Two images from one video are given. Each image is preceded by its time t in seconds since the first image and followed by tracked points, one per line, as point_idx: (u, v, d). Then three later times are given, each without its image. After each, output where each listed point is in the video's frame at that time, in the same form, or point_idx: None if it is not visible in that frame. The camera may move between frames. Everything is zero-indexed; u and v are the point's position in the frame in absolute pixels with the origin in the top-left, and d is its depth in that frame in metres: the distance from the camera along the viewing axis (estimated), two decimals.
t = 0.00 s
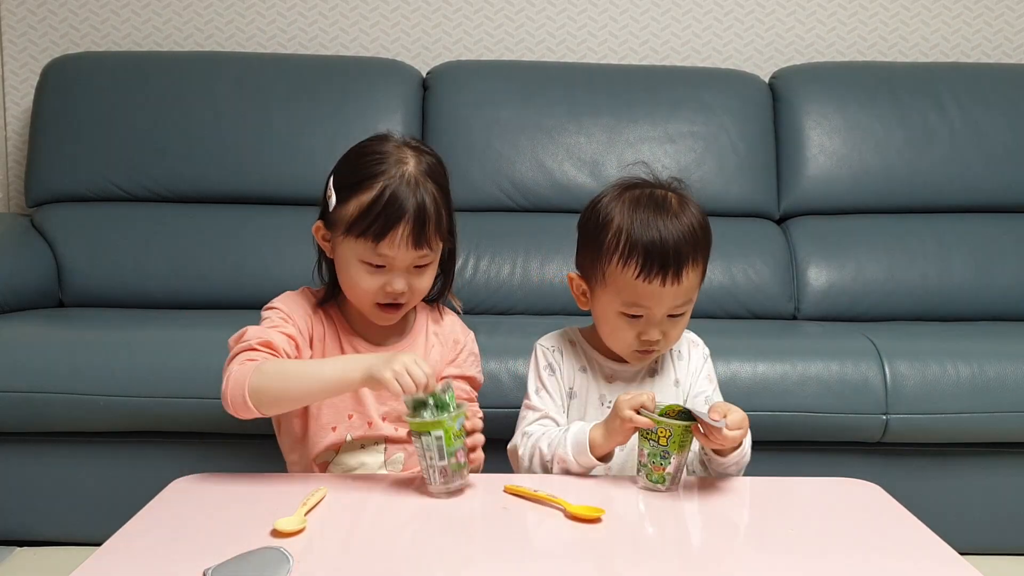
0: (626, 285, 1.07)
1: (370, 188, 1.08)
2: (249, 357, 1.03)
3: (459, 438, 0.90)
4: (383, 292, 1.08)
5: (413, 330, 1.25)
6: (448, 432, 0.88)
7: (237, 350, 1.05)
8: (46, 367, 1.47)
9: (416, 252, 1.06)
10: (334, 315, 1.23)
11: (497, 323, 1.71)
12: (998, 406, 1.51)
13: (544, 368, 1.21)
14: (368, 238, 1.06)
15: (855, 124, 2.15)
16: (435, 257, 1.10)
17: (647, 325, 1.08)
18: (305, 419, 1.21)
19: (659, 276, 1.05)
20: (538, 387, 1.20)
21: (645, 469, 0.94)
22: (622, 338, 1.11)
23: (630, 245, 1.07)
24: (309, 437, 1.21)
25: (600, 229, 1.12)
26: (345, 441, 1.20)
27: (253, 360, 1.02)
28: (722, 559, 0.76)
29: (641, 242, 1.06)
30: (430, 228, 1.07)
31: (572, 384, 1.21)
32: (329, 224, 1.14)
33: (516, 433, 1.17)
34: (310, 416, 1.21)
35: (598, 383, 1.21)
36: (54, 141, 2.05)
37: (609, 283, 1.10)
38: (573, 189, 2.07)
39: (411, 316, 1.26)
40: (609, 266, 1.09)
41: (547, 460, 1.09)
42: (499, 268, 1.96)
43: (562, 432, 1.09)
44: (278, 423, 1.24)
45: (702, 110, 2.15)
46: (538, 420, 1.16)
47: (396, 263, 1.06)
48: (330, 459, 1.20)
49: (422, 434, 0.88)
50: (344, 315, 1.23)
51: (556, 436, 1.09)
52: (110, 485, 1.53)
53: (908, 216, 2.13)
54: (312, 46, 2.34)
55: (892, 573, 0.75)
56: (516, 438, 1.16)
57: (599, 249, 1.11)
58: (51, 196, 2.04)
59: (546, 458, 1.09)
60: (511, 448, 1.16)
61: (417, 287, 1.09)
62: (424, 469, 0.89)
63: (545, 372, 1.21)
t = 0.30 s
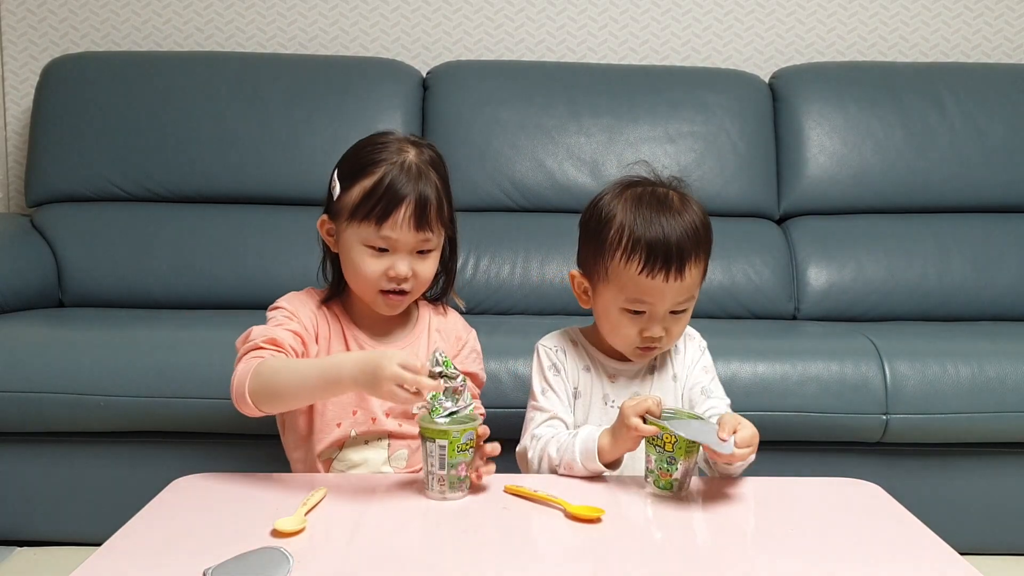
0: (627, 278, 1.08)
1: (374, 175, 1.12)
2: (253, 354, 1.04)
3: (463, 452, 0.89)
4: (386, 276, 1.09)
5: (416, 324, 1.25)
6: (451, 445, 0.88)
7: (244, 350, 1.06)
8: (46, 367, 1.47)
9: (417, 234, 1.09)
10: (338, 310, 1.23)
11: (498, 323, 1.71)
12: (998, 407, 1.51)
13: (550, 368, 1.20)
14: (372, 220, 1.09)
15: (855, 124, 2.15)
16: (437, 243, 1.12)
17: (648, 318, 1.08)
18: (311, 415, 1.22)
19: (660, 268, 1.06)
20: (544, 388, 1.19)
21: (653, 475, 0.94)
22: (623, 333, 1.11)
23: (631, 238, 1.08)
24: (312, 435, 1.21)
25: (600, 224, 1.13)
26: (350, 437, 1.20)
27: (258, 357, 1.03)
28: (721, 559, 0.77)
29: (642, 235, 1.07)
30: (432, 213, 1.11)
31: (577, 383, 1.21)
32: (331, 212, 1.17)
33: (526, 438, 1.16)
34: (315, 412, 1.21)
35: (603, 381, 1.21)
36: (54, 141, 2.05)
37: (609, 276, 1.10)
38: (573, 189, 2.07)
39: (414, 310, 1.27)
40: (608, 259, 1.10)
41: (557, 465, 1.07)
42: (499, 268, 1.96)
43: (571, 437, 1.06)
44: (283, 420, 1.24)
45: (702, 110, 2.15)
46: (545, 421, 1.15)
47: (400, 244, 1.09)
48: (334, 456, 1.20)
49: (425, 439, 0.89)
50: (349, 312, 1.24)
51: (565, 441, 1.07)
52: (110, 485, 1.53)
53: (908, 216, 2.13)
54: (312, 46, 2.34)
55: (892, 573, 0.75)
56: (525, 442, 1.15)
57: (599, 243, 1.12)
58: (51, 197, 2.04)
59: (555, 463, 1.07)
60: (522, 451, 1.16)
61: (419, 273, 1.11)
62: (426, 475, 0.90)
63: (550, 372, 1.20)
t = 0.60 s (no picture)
0: (630, 275, 1.08)
1: (384, 176, 1.12)
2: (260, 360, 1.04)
3: (462, 450, 0.89)
4: (394, 277, 1.10)
5: (420, 323, 1.25)
6: (450, 443, 0.88)
7: (251, 355, 1.06)
8: (46, 367, 1.47)
9: (427, 236, 1.10)
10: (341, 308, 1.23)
11: (498, 323, 1.71)
12: (999, 407, 1.51)
13: (557, 352, 1.20)
14: (382, 221, 1.09)
15: (855, 124, 2.15)
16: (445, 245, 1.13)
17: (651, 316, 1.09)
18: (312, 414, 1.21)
19: (664, 265, 1.06)
20: (550, 372, 1.18)
21: (655, 474, 0.93)
22: (628, 330, 1.11)
23: (635, 237, 1.08)
24: (314, 433, 1.21)
25: (604, 224, 1.13)
26: (350, 435, 1.20)
27: (267, 362, 1.03)
28: (721, 560, 0.77)
29: (646, 233, 1.07)
30: (441, 215, 1.11)
31: (581, 371, 1.21)
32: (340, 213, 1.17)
33: (532, 425, 1.13)
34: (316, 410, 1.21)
35: (605, 372, 1.22)
36: (53, 141, 2.05)
37: (612, 274, 1.11)
38: (573, 189, 2.07)
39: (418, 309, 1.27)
40: (611, 257, 1.11)
41: (564, 454, 1.05)
42: (500, 268, 1.96)
43: (579, 427, 1.05)
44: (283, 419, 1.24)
45: (702, 110, 2.15)
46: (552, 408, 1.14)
47: (409, 245, 1.09)
48: (335, 454, 1.20)
49: (424, 437, 0.89)
50: (353, 311, 1.24)
51: (574, 430, 1.05)
52: (110, 486, 1.53)
53: (908, 216, 2.13)
54: (312, 46, 2.34)
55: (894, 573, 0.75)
56: (531, 429, 1.13)
57: (603, 242, 1.12)
58: (51, 197, 2.04)
59: (562, 451, 1.05)
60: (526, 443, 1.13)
61: (427, 274, 1.12)
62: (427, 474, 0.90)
63: (557, 356, 1.19)
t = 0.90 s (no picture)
0: (637, 268, 1.09)
1: (382, 169, 1.14)
2: (259, 360, 1.05)
3: (462, 453, 0.90)
4: (392, 268, 1.10)
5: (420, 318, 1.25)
6: (449, 445, 0.89)
7: (250, 354, 1.07)
8: (46, 367, 1.47)
9: (424, 227, 1.10)
10: (341, 305, 1.24)
11: (497, 323, 1.71)
12: (999, 407, 1.51)
13: (553, 359, 1.20)
14: (379, 213, 1.10)
15: (855, 124, 2.15)
16: (443, 238, 1.13)
17: (655, 310, 1.10)
18: (312, 412, 1.21)
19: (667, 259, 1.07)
20: (548, 381, 1.18)
21: (668, 481, 0.93)
22: (632, 326, 1.12)
23: (639, 229, 1.10)
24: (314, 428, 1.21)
25: (606, 220, 1.15)
26: (351, 432, 1.20)
27: (265, 360, 1.04)
28: (723, 561, 0.77)
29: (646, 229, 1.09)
30: (439, 208, 1.12)
31: (580, 377, 1.21)
32: (340, 208, 1.18)
33: (533, 436, 1.14)
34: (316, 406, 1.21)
35: (605, 375, 1.21)
36: (53, 141, 2.05)
37: (616, 269, 1.12)
38: (573, 189, 2.07)
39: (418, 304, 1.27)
40: (616, 252, 1.12)
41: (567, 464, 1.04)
42: (499, 268, 1.96)
43: (581, 436, 1.04)
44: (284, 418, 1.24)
45: (702, 110, 2.15)
46: (551, 417, 1.14)
47: (405, 236, 1.10)
48: (336, 452, 1.20)
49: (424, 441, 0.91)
50: (354, 308, 1.24)
51: (575, 441, 1.04)
52: (110, 485, 1.53)
53: (908, 216, 2.13)
54: (312, 46, 2.34)
55: (893, 574, 0.75)
56: (532, 441, 1.14)
57: (606, 238, 1.14)
58: (51, 197, 2.04)
59: (564, 462, 1.04)
60: (530, 454, 1.14)
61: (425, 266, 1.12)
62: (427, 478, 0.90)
63: (554, 364, 1.20)
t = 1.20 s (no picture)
0: (639, 266, 1.10)
1: (369, 162, 1.14)
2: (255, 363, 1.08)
3: (461, 453, 0.89)
4: (384, 259, 1.11)
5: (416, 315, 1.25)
6: (449, 445, 0.89)
7: (245, 358, 1.10)
8: (46, 367, 1.47)
9: (413, 216, 1.11)
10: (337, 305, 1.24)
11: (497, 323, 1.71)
12: (999, 407, 1.51)
13: (553, 362, 1.20)
14: (368, 203, 1.11)
15: (855, 124, 2.15)
16: (435, 228, 1.13)
17: (653, 306, 1.10)
18: (308, 413, 1.21)
19: (675, 253, 1.09)
20: (547, 383, 1.18)
21: (682, 481, 0.92)
22: (631, 323, 1.12)
23: (640, 226, 1.11)
24: (312, 430, 1.21)
25: (607, 218, 1.15)
26: (348, 432, 1.20)
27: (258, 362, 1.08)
28: (724, 560, 0.77)
29: (652, 226, 1.10)
30: (429, 199, 1.13)
31: (580, 380, 1.21)
32: (330, 205, 1.19)
33: (531, 436, 1.13)
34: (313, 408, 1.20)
35: (606, 378, 1.22)
36: (54, 141, 2.05)
37: (618, 268, 1.13)
38: (573, 189, 2.07)
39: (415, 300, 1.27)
40: (617, 250, 1.13)
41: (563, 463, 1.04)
42: (499, 268, 1.96)
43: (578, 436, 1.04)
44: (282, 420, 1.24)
45: (702, 110, 2.15)
46: (549, 419, 1.14)
47: (395, 226, 1.11)
48: (335, 454, 1.20)
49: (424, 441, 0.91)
50: (350, 308, 1.24)
51: (572, 440, 1.05)
52: (110, 485, 1.53)
53: (908, 216, 2.13)
54: (312, 46, 2.34)
55: (894, 573, 0.75)
56: (529, 443, 1.13)
57: (608, 235, 1.14)
58: (51, 197, 2.04)
59: (561, 461, 1.05)
60: (527, 457, 1.13)
61: (417, 257, 1.12)
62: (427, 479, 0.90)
63: (554, 366, 1.20)
